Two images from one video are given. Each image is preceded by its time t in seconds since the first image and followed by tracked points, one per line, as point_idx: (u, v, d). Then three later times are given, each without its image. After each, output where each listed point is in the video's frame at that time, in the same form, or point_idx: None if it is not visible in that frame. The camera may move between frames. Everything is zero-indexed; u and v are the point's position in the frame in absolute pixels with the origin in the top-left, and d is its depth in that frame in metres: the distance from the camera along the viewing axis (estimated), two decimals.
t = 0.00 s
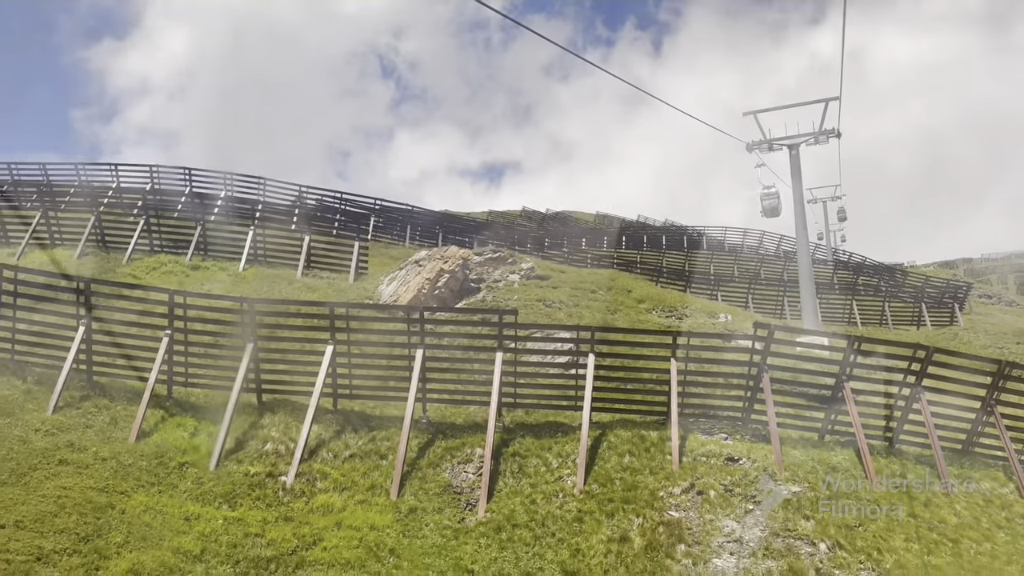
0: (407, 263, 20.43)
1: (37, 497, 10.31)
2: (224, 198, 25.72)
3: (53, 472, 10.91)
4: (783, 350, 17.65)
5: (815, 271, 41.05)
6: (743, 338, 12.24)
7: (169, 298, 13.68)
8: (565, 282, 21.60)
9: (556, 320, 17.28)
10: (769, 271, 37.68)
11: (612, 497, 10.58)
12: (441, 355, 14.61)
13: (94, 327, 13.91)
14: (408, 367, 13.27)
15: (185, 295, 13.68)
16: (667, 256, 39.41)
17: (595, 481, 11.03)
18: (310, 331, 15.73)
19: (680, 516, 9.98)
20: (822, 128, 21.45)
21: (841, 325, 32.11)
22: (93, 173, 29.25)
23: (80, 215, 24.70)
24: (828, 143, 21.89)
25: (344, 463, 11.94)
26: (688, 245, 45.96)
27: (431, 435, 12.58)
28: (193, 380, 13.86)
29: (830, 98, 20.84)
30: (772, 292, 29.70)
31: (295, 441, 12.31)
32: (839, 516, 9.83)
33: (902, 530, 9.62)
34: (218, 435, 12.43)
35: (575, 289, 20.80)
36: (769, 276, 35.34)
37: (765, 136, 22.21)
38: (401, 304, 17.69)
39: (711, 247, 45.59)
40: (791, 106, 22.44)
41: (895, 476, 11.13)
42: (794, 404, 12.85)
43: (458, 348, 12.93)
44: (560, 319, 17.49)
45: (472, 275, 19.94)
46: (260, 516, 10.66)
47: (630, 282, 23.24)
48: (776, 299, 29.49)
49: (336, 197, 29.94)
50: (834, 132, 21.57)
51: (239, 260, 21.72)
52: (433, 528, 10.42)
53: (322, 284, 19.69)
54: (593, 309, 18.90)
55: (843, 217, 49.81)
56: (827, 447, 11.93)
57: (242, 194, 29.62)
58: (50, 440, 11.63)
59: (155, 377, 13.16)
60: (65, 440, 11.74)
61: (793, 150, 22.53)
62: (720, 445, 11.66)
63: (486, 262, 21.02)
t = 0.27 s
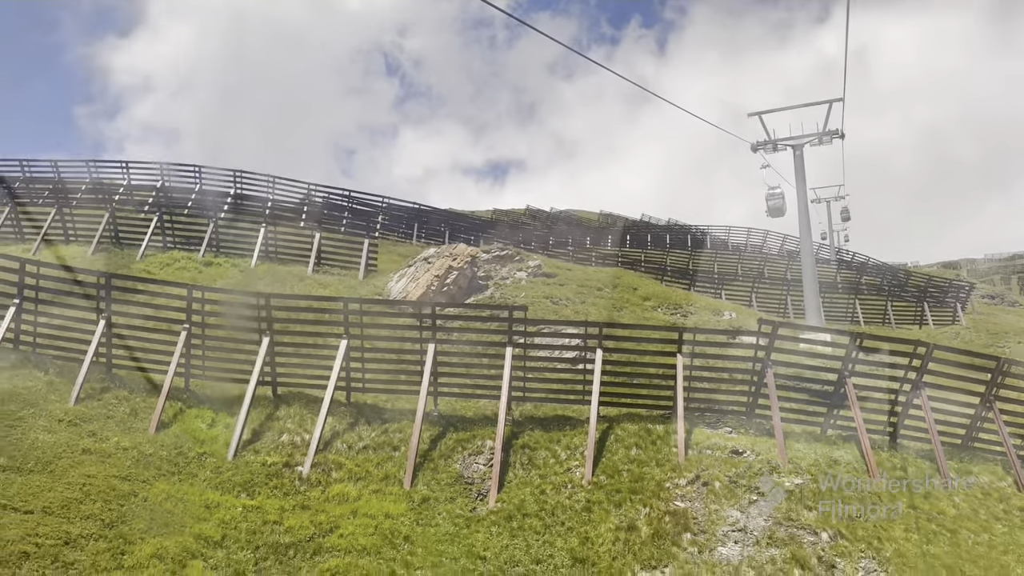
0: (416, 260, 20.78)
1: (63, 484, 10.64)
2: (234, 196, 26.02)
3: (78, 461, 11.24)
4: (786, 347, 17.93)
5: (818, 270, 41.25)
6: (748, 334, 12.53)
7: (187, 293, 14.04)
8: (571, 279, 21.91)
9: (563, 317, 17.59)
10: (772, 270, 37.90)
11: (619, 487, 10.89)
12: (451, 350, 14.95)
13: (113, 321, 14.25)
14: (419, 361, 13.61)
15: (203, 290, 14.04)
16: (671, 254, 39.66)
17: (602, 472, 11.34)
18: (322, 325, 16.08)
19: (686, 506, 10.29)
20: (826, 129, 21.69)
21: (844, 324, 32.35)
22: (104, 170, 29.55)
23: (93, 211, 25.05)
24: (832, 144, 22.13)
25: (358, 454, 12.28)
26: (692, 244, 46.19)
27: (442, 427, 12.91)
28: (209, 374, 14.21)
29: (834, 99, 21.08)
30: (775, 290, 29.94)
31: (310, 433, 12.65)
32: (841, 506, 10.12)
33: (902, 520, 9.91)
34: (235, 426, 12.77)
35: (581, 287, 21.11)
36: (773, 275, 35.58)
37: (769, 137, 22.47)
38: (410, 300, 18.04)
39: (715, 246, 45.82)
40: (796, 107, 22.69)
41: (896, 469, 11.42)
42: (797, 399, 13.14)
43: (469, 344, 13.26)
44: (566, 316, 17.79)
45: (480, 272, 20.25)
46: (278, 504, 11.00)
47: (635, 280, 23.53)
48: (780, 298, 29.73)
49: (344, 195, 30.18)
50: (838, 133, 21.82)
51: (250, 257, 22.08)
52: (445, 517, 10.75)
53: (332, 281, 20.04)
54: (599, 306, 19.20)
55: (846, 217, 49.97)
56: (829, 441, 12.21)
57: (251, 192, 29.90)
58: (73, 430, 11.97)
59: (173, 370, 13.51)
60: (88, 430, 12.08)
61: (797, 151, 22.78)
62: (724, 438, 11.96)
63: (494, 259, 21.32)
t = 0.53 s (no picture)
0: (424, 257, 21.11)
1: (87, 472, 10.99)
2: (244, 193, 26.32)
3: (100, 450, 11.60)
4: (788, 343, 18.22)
5: (820, 269, 41.45)
6: (752, 332, 12.84)
7: (204, 288, 14.40)
8: (576, 277, 22.23)
9: (569, 313, 17.93)
10: (775, 268, 38.13)
11: (626, 478, 11.20)
12: (462, 344, 15.26)
13: (131, 315, 14.61)
14: (431, 356, 13.96)
15: (219, 285, 14.39)
16: (674, 253, 39.93)
17: (609, 463, 11.66)
18: (333, 320, 16.41)
19: (691, 496, 10.60)
20: (829, 129, 21.92)
21: (846, 322, 32.58)
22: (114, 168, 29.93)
23: (105, 208, 25.42)
24: (835, 144, 22.36)
25: (370, 445, 12.62)
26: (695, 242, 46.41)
27: (452, 420, 13.24)
28: (225, 367, 14.56)
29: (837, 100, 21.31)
30: (778, 289, 30.19)
31: (324, 424, 12.99)
32: (841, 497, 10.42)
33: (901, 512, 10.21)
34: (251, 417, 13.11)
35: (586, 284, 21.42)
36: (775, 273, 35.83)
37: (773, 136, 22.70)
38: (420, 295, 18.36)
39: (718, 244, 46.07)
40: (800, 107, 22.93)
41: (895, 461, 11.72)
42: (800, 394, 13.44)
43: (479, 338, 13.59)
44: (572, 312, 18.12)
45: (487, 269, 20.54)
46: (295, 493, 11.34)
47: (639, 278, 23.83)
48: (782, 296, 29.99)
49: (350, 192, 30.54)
50: (841, 133, 22.05)
51: (262, 254, 22.45)
52: (457, 505, 11.08)
53: (342, 278, 20.40)
54: (605, 303, 19.52)
55: (849, 216, 50.12)
56: (830, 435, 12.52)
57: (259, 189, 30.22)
58: (95, 420, 12.32)
59: (191, 363, 13.87)
60: (109, 421, 12.43)
61: (800, 151, 23.02)
62: (728, 432, 12.26)
63: (501, 256, 21.61)
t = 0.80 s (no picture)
0: (431, 254, 21.43)
1: (109, 460, 11.34)
2: (253, 190, 26.64)
3: (121, 439, 11.95)
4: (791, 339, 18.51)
5: (823, 267, 41.67)
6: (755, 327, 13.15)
7: (220, 283, 14.77)
8: (582, 273, 22.53)
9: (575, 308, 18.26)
10: (778, 266, 38.38)
11: (632, 468, 11.52)
12: (471, 338, 15.59)
13: (148, 308, 14.98)
14: (442, 349, 14.30)
15: (235, 280, 14.76)
16: (678, 251, 40.20)
17: (616, 454, 11.98)
18: (344, 315, 16.75)
19: (695, 485, 10.92)
20: (832, 128, 22.16)
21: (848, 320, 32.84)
22: (123, 165, 30.22)
23: (116, 204, 25.77)
24: (837, 143, 22.61)
25: (383, 436, 12.97)
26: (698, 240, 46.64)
27: (462, 412, 13.57)
28: (240, 360, 14.93)
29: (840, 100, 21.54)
30: (781, 286, 30.46)
31: (338, 415, 13.34)
32: (842, 487, 10.74)
33: (900, 501, 10.52)
34: (267, 409, 13.46)
35: (592, 280, 21.73)
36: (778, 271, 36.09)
37: (776, 135, 22.95)
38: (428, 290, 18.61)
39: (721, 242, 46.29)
40: (802, 107, 23.17)
41: (895, 453, 12.02)
42: (802, 388, 13.75)
43: (488, 332, 13.92)
44: (578, 307, 18.44)
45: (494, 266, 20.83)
46: (311, 481, 11.69)
47: (644, 274, 24.13)
48: (785, 293, 30.27)
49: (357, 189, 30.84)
50: (844, 132, 22.29)
51: (272, 250, 22.80)
52: (468, 494, 11.42)
53: (351, 274, 20.74)
54: (610, 299, 19.83)
55: (852, 214, 50.30)
56: (832, 427, 12.83)
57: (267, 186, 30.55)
58: (116, 410, 12.69)
59: (207, 356, 14.22)
60: (129, 411, 12.78)
61: (803, 149, 23.27)
62: (732, 424, 12.58)
63: (508, 253, 21.90)
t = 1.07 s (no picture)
0: (440, 250, 21.74)
1: (132, 448, 11.69)
2: (262, 187, 26.96)
3: (143, 429, 12.30)
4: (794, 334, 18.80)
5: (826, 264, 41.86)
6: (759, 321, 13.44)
7: (235, 278, 15.13)
8: (588, 269, 22.82)
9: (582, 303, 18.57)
10: (781, 263, 38.59)
11: (639, 458, 11.84)
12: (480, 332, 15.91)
13: (166, 302, 15.35)
14: (452, 342, 14.63)
15: (250, 275, 15.12)
16: (682, 247, 40.43)
17: (623, 445, 12.30)
18: (356, 309, 17.09)
19: (701, 475, 11.23)
20: (836, 126, 22.37)
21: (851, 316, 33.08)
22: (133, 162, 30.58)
23: (128, 200, 26.14)
24: (841, 141, 22.82)
25: (396, 427, 13.30)
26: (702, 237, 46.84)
27: (472, 404, 13.91)
28: (256, 353, 15.29)
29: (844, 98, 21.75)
30: (784, 282, 30.70)
31: (352, 407, 13.69)
32: (843, 476, 11.05)
33: (901, 491, 10.81)
34: (283, 400, 13.81)
35: (598, 276, 22.01)
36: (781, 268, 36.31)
37: (780, 133, 23.17)
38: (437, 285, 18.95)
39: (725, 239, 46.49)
40: (807, 105, 23.33)
41: (896, 445, 12.32)
42: (805, 381, 14.05)
43: (497, 326, 14.25)
44: (585, 303, 18.75)
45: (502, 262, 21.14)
46: (327, 470, 12.03)
47: (649, 270, 24.41)
48: (788, 289, 30.52)
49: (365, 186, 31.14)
50: (847, 130, 22.49)
51: (282, 246, 23.14)
52: (479, 483, 11.75)
53: (361, 269, 21.08)
54: (616, 294, 20.12)
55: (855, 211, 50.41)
56: (834, 420, 13.12)
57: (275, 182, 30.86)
58: (137, 401, 13.05)
59: (224, 349, 14.58)
60: (149, 402, 13.14)
61: (806, 147, 23.48)
62: (736, 416, 12.89)
63: (515, 249, 22.20)
